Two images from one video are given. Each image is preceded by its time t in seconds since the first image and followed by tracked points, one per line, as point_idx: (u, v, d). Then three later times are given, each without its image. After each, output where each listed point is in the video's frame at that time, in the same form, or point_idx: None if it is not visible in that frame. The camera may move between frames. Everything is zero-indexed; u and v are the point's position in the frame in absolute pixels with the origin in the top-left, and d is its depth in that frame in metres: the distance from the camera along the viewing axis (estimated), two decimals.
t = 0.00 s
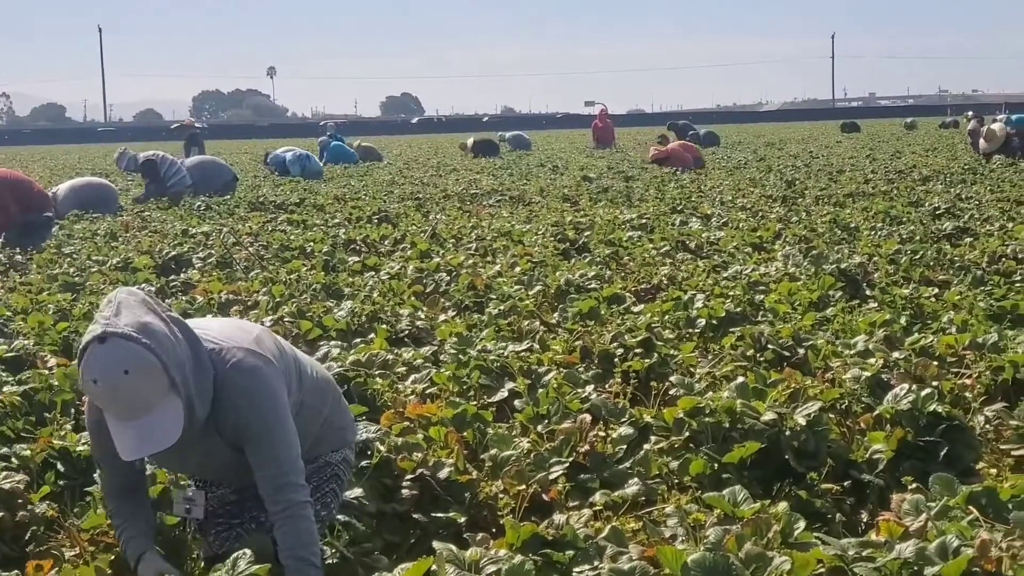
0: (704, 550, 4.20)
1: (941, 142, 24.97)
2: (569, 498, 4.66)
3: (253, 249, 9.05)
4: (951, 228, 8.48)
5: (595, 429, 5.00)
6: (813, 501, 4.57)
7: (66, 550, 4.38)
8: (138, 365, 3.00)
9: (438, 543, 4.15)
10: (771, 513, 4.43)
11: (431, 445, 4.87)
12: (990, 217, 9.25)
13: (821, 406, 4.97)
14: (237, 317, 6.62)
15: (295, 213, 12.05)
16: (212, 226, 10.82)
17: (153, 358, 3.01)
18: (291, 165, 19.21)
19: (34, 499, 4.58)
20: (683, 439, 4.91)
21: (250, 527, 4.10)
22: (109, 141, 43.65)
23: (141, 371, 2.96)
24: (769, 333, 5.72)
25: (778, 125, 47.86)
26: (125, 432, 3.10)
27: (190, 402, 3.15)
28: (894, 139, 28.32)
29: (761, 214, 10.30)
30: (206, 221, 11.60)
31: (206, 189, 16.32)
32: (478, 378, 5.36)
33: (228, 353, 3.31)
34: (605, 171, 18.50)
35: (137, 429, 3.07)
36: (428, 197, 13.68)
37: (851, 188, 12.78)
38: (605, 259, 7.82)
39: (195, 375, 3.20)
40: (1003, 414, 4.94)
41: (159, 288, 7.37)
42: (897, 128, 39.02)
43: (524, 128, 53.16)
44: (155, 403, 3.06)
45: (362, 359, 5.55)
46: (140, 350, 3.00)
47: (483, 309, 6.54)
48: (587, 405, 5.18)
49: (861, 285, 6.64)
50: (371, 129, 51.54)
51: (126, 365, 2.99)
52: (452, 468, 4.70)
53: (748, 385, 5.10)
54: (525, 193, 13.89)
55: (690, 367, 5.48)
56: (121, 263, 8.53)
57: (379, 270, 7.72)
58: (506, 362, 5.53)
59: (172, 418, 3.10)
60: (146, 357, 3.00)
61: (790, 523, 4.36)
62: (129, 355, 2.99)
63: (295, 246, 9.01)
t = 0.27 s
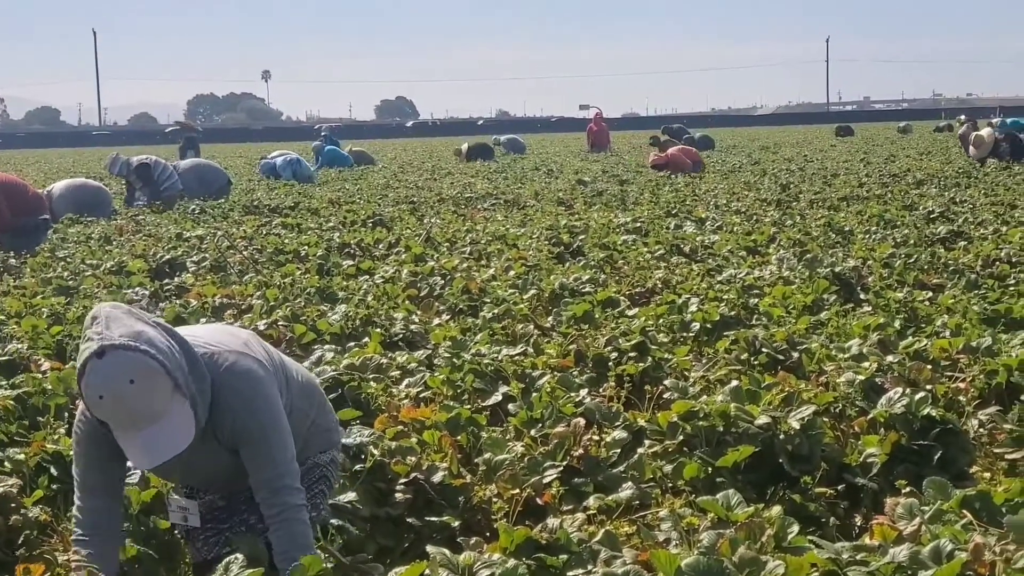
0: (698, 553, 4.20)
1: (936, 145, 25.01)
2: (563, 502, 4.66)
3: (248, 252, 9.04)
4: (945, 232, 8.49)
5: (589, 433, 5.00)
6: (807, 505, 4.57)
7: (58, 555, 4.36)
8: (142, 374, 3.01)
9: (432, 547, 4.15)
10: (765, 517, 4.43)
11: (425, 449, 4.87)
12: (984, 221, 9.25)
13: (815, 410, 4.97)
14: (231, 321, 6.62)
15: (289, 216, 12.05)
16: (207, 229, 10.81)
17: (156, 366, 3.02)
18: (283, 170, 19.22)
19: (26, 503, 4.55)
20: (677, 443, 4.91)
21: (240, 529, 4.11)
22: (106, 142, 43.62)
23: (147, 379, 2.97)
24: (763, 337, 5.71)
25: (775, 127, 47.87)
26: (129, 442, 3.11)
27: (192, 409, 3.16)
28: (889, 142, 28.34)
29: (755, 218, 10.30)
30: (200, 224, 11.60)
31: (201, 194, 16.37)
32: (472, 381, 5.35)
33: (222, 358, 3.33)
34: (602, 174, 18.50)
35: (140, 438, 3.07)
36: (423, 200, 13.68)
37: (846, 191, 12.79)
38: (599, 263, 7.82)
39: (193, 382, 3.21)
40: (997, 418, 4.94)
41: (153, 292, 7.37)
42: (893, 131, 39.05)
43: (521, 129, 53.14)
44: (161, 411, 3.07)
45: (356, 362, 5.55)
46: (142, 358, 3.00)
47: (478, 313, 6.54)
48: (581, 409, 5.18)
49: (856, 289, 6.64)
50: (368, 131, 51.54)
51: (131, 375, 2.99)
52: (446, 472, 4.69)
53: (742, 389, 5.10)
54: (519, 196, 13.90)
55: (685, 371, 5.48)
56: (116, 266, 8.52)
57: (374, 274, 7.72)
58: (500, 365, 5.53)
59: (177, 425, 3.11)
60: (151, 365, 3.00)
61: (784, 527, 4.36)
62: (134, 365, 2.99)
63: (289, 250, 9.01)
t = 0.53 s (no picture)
0: (687, 556, 4.21)
1: (925, 147, 25.09)
2: (552, 505, 4.66)
3: (237, 255, 9.03)
4: (934, 234, 8.50)
5: (578, 436, 5.01)
6: (796, 507, 4.57)
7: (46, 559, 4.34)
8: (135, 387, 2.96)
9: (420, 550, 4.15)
10: (754, 519, 4.44)
11: (414, 452, 4.87)
12: (972, 223, 9.28)
13: (804, 413, 4.98)
14: (220, 323, 6.61)
15: (279, 218, 12.04)
16: (196, 232, 10.80)
17: (149, 379, 2.98)
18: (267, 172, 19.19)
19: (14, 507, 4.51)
20: (666, 446, 4.92)
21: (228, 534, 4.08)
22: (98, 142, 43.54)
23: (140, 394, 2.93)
24: (752, 339, 5.72)
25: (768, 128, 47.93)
26: (118, 452, 3.07)
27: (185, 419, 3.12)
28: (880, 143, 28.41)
29: (744, 220, 10.31)
30: (188, 226, 11.58)
31: (190, 198, 16.47)
32: (462, 384, 5.35)
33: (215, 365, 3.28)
34: (593, 176, 18.53)
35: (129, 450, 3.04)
36: (412, 202, 13.67)
37: (834, 193, 12.82)
38: (589, 265, 7.83)
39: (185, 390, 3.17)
40: (986, 420, 4.95)
41: (142, 295, 7.36)
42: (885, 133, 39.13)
43: (515, 130, 53.15)
44: (154, 423, 3.03)
45: (345, 365, 5.54)
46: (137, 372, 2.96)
47: (467, 315, 6.55)
48: (570, 412, 5.18)
49: (844, 292, 6.65)
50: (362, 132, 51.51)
51: (123, 388, 2.95)
52: (435, 475, 4.70)
53: (731, 392, 5.11)
54: (509, 198, 13.90)
55: (674, 373, 5.49)
56: (105, 269, 8.50)
57: (363, 276, 7.72)
58: (489, 368, 5.53)
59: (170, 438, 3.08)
60: (145, 379, 2.96)
61: (773, 530, 4.37)
62: (127, 378, 2.95)
63: (278, 252, 9.01)
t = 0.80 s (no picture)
0: (674, 558, 4.21)
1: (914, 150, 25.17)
2: (539, 507, 4.66)
3: (224, 257, 9.02)
4: (920, 236, 8.53)
5: (565, 438, 5.01)
6: (782, 509, 4.58)
7: (32, 561, 4.33)
8: (101, 399, 2.96)
9: (407, 553, 4.15)
10: (740, 521, 4.45)
11: (401, 455, 4.87)
12: (958, 226, 9.32)
13: (791, 415, 4.98)
14: (207, 325, 6.61)
15: (265, 221, 12.04)
16: (182, 234, 10.79)
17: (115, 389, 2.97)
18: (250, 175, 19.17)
19: None
20: (653, 448, 4.92)
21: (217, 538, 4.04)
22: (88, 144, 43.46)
23: (103, 406, 2.92)
24: (739, 341, 5.73)
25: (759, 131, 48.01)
26: (85, 459, 3.08)
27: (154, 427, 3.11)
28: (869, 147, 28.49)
29: (731, 223, 10.33)
30: (175, 229, 11.57)
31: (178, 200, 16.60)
32: (449, 386, 5.35)
33: (191, 372, 3.26)
34: (582, 179, 18.56)
35: (95, 457, 3.05)
36: (399, 205, 13.68)
37: (821, 196, 12.85)
38: (576, 267, 7.84)
39: (156, 396, 3.14)
40: (972, 422, 4.96)
41: (128, 297, 7.35)
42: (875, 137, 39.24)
43: (507, 133, 53.16)
44: (120, 433, 3.03)
45: (333, 367, 5.54)
46: (103, 381, 2.96)
47: (454, 317, 6.55)
48: (558, 413, 5.18)
49: (831, 294, 6.67)
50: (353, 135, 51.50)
51: (88, 398, 2.95)
52: (422, 477, 4.69)
53: (718, 393, 5.11)
54: (496, 201, 13.90)
55: (661, 376, 5.50)
56: (91, 271, 8.49)
57: (350, 279, 7.72)
58: (476, 370, 5.53)
59: (136, 447, 3.09)
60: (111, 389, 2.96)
61: (760, 531, 4.37)
62: (92, 388, 2.95)
63: (265, 254, 9.00)
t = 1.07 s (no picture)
0: (654, 559, 4.22)
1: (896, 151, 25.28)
2: (520, 508, 4.66)
3: (204, 258, 9.01)
4: (900, 238, 8.57)
5: (546, 439, 5.02)
6: (763, 510, 4.60)
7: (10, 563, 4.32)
8: (49, 401, 2.90)
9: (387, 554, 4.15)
10: (720, 522, 4.46)
11: (382, 456, 4.87)
12: (938, 227, 9.37)
13: (771, 415, 5.00)
14: (187, 327, 6.60)
15: (246, 222, 12.02)
16: (163, 235, 10.77)
17: (62, 392, 2.91)
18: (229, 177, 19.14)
19: None
20: (634, 449, 4.93)
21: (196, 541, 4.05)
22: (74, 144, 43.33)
23: (51, 408, 2.87)
24: (720, 343, 5.75)
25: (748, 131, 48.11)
26: (38, 460, 3.03)
27: (108, 427, 3.05)
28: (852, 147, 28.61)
29: (713, 224, 10.36)
30: (155, 230, 11.54)
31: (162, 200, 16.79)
32: (430, 388, 5.35)
33: (148, 371, 3.19)
34: (568, 180, 18.59)
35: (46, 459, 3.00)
36: (380, 206, 13.69)
37: (802, 197, 12.90)
38: (558, 268, 7.85)
39: (111, 395, 3.08)
40: (952, 422, 4.98)
41: (108, 298, 7.34)
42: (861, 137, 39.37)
43: (496, 132, 53.14)
44: (71, 434, 2.98)
45: (313, 368, 5.54)
46: (49, 383, 2.90)
47: (435, 319, 6.56)
48: (538, 414, 5.19)
49: (812, 295, 6.70)
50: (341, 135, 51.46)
51: (34, 400, 2.90)
52: (403, 478, 4.69)
53: (698, 394, 5.13)
54: (478, 202, 13.91)
55: (642, 377, 5.51)
56: (71, 273, 8.46)
57: (331, 280, 7.72)
58: (457, 371, 5.54)
59: (89, 447, 3.04)
60: (57, 391, 2.89)
61: (740, 532, 4.38)
62: (38, 391, 2.89)
63: (246, 255, 8.99)
